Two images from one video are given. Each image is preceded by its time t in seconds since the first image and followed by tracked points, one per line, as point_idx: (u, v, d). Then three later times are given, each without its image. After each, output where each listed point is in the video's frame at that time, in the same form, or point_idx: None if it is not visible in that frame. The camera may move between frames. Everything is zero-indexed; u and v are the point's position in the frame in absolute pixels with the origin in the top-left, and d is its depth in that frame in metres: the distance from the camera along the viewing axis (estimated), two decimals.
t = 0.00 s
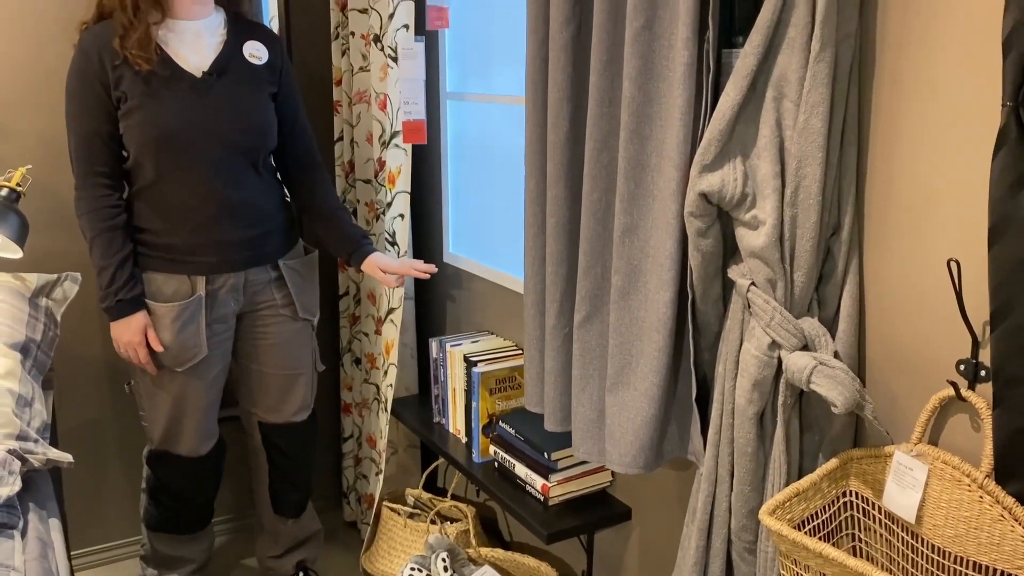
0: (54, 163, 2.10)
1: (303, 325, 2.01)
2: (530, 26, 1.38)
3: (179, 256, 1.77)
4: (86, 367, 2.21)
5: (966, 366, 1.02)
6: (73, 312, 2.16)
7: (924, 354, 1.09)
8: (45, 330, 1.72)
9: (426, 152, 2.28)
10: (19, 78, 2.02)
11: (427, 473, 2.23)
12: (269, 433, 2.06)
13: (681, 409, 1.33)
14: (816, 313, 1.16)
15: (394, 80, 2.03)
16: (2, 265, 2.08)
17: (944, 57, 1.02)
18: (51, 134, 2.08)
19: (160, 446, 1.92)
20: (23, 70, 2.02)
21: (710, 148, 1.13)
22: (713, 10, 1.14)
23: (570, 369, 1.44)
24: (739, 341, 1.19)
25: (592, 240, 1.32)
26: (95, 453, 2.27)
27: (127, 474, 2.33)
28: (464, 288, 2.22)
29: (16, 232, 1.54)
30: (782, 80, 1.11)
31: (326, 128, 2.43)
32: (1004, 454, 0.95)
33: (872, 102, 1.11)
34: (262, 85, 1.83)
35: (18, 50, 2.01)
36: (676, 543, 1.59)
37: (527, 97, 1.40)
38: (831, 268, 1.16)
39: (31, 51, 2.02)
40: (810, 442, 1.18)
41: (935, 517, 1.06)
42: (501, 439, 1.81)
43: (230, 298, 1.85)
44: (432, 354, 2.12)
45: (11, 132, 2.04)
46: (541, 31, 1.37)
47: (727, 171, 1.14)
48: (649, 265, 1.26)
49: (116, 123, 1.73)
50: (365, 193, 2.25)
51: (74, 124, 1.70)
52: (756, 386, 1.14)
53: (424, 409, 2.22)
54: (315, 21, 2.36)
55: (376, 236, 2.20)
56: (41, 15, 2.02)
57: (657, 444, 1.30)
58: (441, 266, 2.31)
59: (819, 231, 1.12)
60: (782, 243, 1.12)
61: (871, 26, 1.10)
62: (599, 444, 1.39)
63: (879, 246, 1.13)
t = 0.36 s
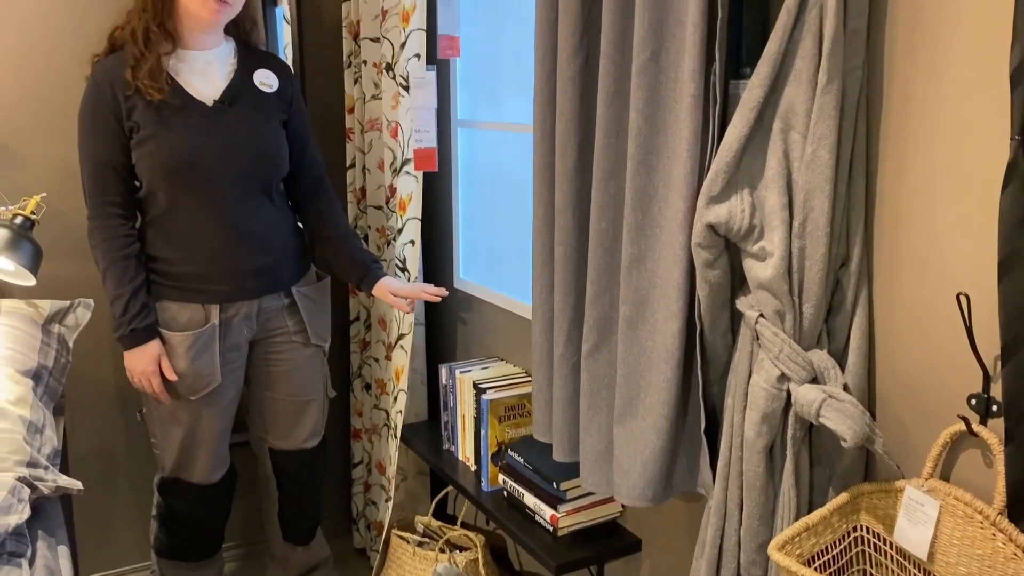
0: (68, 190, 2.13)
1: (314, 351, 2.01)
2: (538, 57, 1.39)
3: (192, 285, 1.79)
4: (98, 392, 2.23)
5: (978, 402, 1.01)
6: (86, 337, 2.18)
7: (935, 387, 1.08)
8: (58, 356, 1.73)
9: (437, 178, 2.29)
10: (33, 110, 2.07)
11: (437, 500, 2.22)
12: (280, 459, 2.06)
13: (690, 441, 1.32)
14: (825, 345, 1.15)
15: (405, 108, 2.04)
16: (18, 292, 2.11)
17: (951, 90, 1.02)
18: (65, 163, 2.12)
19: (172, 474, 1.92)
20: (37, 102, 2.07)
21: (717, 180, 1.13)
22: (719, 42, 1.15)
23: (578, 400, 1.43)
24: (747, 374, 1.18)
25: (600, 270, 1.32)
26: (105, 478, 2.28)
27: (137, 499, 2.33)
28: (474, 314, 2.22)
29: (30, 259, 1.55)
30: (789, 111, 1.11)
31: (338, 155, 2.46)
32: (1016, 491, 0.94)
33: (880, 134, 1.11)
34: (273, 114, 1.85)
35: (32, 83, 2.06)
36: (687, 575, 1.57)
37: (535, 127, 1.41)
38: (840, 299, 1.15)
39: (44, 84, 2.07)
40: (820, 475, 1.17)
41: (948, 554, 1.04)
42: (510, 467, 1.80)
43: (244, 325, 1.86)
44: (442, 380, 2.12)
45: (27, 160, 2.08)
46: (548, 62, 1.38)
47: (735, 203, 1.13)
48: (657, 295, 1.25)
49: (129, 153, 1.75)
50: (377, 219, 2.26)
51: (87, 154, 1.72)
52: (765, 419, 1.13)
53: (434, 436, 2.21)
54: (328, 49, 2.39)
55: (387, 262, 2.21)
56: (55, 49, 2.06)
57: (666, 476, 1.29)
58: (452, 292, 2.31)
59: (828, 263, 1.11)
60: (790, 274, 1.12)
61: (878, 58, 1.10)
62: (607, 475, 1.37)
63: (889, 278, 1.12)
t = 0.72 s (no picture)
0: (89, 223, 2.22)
1: (331, 384, 2.01)
2: (555, 91, 1.39)
3: (210, 317, 1.80)
4: (115, 421, 2.24)
5: (1002, 444, 0.98)
6: (104, 366, 2.20)
7: (959, 429, 1.05)
8: (75, 387, 1.74)
9: (454, 209, 2.30)
10: (58, 142, 2.16)
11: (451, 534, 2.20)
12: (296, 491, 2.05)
13: (708, 479, 1.30)
14: (846, 384, 1.13)
15: (423, 140, 2.05)
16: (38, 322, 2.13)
17: (973, 128, 1.00)
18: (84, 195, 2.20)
19: (187, 507, 1.91)
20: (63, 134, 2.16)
21: (735, 216, 1.12)
22: (737, 78, 1.14)
23: (595, 436, 1.42)
24: (767, 414, 1.16)
25: (616, 305, 1.31)
26: (121, 506, 2.29)
27: (152, 529, 2.33)
28: (490, 345, 2.21)
29: (49, 291, 1.56)
30: (807, 147, 1.10)
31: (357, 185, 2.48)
32: None
33: (900, 171, 1.10)
34: (290, 146, 1.87)
35: (59, 115, 2.15)
36: None
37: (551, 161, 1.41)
38: (861, 337, 1.13)
39: (70, 117, 2.17)
40: (841, 516, 1.15)
41: None
42: (526, 503, 1.78)
43: (261, 358, 1.86)
44: (457, 413, 2.11)
45: (50, 191, 2.17)
46: (565, 96, 1.38)
47: (753, 239, 1.13)
48: (675, 331, 1.24)
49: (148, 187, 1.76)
50: (394, 249, 2.27)
51: (106, 187, 1.73)
52: (785, 459, 1.11)
53: (450, 469, 2.20)
54: (347, 82, 2.42)
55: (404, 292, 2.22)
56: (78, 83, 2.16)
57: (684, 516, 1.27)
58: (468, 324, 2.31)
59: (848, 300, 1.10)
60: (810, 312, 1.10)
61: (897, 95, 1.09)
62: (624, 514, 1.36)
63: (911, 316, 1.10)
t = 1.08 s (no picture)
0: (110, 251, 2.26)
1: (347, 412, 2.00)
2: (575, 121, 1.39)
3: (228, 345, 1.80)
4: (134, 446, 2.25)
5: None
6: (124, 392, 2.21)
7: (990, 468, 1.02)
8: (93, 414, 1.74)
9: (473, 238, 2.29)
10: (82, 171, 2.21)
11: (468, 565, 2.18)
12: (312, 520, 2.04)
13: (730, 515, 1.27)
14: (871, 419, 1.10)
15: (443, 168, 2.06)
16: (60, 348, 2.15)
17: (1001, 160, 0.98)
18: (107, 222, 2.25)
19: (203, 536, 1.90)
20: (87, 163, 2.21)
21: (757, 248, 1.11)
22: (759, 109, 1.13)
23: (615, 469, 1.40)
24: (790, 449, 1.14)
25: (636, 337, 1.30)
26: (137, 532, 2.29)
27: (168, 555, 2.33)
28: (508, 374, 2.20)
29: (69, 318, 1.57)
30: (831, 178, 1.09)
31: (377, 213, 2.49)
32: None
33: (926, 203, 1.07)
34: (310, 173, 1.88)
35: (83, 145, 2.20)
36: None
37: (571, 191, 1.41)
38: (886, 371, 1.11)
39: (94, 146, 2.21)
40: (867, 555, 1.12)
41: None
42: (544, 536, 1.75)
43: (278, 386, 1.87)
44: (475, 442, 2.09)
45: (74, 219, 2.21)
46: (585, 126, 1.38)
47: (776, 271, 1.11)
48: (696, 364, 1.22)
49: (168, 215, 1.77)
50: (412, 277, 2.27)
51: (126, 215, 1.74)
52: (809, 496, 1.09)
53: (467, 500, 2.17)
54: (367, 110, 2.44)
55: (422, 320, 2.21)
56: (102, 114, 2.21)
57: (705, 553, 1.24)
58: (487, 352, 2.29)
59: (873, 334, 1.07)
60: (834, 345, 1.08)
61: (923, 126, 1.07)
62: (644, 549, 1.33)
63: (939, 351, 1.07)
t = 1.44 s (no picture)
0: (137, 277, 2.29)
1: (374, 441, 1.99)
2: (596, 151, 1.39)
3: (256, 371, 1.81)
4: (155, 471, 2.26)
5: None
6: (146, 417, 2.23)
7: None
8: (115, 441, 1.74)
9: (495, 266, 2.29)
10: (109, 198, 2.24)
11: None
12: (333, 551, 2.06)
13: (754, 553, 1.24)
14: (898, 456, 1.08)
15: (464, 197, 2.07)
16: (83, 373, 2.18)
17: None
18: (136, 248, 2.28)
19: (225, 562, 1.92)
20: (113, 191, 2.25)
21: (781, 280, 1.09)
22: (782, 140, 1.12)
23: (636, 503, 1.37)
24: (815, 485, 1.11)
25: (657, 369, 1.28)
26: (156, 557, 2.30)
27: None
28: (529, 404, 2.18)
29: (92, 344, 1.59)
30: (856, 211, 1.07)
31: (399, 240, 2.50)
32: None
33: (954, 236, 1.05)
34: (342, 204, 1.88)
35: (112, 172, 2.24)
36: None
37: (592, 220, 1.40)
38: (914, 408, 1.08)
39: (121, 174, 2.25)
40: None
41: None
42: (564, 569, 1.73)
43: (305, 414, 1.86)
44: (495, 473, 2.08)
45: (100, 245, 2.25)
46: (606, 156, 1.37)
47: (800, 304, 1.09)
48: (718, 397, 1.21)
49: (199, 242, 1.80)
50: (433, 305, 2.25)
51: (159, 243, 1.77)
52: (834, 534, 1.06)
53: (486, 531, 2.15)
54: (390, 139, 2.46)
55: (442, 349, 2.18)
56: (129, 142, 2.25)
57: None
58: (507, 381, 2.28)
59: (900, 369, 1.05)
60: (860, 381, 1.06)
61: (950, 158, 1.05)
62: None
63: (968, 388, 1.04)
